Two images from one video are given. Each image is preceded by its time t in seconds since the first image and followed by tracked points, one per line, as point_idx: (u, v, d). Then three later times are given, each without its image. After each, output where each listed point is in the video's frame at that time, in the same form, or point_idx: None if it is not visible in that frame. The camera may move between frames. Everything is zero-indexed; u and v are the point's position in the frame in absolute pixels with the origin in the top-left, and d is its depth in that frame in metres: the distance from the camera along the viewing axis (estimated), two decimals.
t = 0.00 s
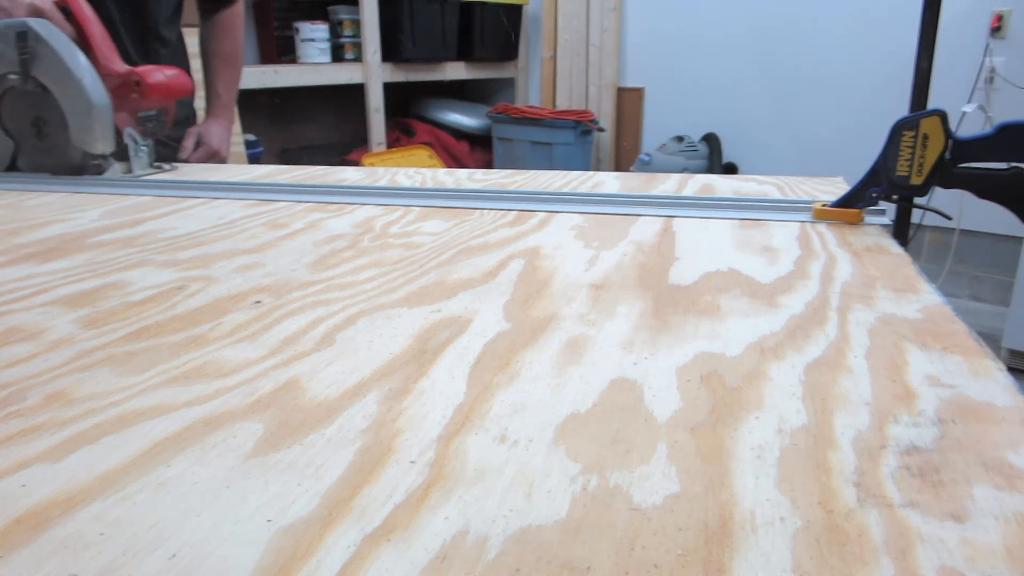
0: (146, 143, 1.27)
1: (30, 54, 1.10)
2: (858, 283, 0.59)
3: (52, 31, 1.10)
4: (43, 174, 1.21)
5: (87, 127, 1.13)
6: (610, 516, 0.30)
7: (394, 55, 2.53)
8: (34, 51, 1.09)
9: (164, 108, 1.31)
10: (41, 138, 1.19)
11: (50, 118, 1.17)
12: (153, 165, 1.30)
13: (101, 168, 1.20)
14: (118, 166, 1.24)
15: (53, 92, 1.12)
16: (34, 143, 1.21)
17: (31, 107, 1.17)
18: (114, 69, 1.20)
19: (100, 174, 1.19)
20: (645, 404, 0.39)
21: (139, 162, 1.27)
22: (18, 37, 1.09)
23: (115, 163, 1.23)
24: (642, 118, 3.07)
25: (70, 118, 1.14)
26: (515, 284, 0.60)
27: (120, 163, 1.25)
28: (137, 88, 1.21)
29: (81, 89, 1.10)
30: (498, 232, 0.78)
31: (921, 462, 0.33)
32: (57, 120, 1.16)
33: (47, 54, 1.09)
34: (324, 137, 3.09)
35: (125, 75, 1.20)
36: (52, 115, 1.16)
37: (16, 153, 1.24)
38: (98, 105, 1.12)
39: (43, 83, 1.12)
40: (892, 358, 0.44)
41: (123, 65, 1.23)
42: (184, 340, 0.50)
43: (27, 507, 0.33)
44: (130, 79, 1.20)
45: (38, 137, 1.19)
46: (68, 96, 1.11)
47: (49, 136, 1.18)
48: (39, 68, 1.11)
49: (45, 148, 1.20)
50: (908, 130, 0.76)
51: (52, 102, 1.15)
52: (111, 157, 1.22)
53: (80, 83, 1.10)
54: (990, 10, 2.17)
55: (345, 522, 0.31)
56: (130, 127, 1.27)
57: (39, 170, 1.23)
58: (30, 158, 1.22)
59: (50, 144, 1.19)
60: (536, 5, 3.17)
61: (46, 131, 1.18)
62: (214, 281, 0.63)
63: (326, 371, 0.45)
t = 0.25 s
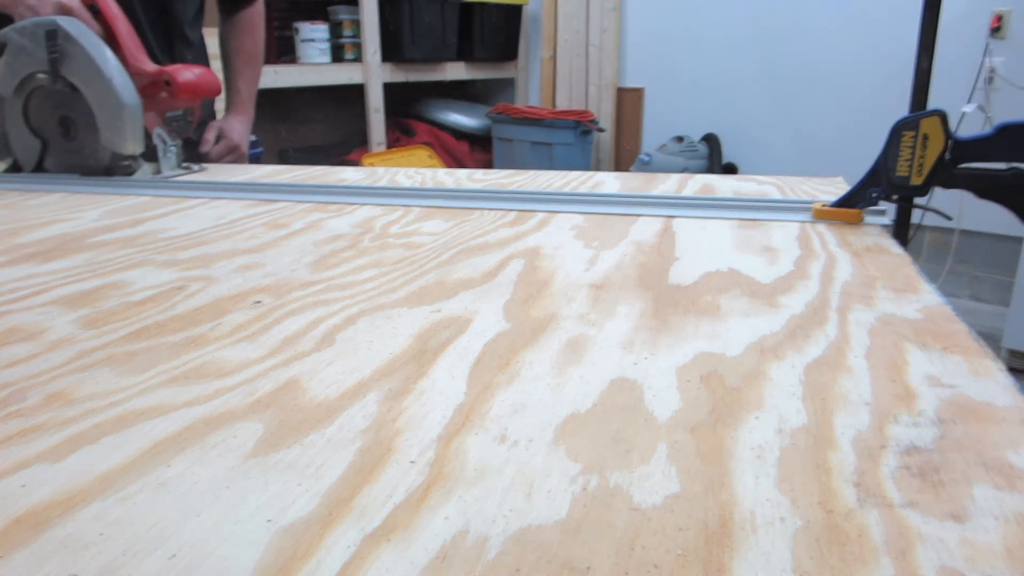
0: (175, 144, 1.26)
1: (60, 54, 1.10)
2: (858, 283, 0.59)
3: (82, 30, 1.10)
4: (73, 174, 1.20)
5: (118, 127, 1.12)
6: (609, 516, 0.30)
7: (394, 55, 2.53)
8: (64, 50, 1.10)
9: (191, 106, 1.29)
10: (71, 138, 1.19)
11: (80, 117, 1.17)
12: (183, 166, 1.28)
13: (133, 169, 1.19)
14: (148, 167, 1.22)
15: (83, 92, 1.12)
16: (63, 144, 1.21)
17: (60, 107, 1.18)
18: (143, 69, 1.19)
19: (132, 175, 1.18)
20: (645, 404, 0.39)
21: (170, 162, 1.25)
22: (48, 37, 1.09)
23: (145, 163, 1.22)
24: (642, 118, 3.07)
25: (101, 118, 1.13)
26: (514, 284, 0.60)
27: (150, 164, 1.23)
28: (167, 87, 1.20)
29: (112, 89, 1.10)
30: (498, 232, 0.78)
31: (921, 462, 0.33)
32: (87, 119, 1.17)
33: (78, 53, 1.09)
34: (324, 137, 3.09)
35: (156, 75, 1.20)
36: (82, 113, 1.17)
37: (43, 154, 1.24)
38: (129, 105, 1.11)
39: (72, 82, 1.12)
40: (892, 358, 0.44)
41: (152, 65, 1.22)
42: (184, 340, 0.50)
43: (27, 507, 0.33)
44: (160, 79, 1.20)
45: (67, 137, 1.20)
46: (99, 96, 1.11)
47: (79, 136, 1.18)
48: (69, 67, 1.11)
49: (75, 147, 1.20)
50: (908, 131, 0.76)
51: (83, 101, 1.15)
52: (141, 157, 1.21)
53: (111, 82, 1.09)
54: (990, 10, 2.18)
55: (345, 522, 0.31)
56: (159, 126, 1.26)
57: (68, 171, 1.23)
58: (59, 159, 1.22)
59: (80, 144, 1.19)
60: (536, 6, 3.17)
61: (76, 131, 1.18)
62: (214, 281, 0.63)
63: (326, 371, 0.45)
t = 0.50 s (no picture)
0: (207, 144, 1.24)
1: (92, 52, 1.08)
2: (858, 283, 0.59)
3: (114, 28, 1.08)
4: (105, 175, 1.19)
5: (151, 128, 1.10)
6: (609, 516, 0.30)
7: (394, 55, 2.53)
8: (96, 49, 1.08)
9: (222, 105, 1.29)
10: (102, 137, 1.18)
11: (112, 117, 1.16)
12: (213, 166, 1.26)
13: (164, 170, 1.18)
14: (180, 168, 1.20)
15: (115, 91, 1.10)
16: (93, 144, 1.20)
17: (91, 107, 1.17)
18: (175, 68, 1.19)
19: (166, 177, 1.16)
20: (645, 404, 0.39)
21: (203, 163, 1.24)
22: (80, 36, 1.08)
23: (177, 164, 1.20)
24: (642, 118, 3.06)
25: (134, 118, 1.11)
26: (514, 284, 0.60)
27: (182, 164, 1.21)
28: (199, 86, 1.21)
29: (146, 89, 1.07)
30: (498, 232, 0.78)
31: (921, 462, 0.33)
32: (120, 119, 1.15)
33: (111, 52, 1.07)
34: (324, 137, 3.08)
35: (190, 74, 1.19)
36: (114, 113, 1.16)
37: (72, 155, 1.23)
38: (163, 106, 1.08)
39: (105, 81, 1.11)
40: (892, 358, 0.44)
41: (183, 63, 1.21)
42: (184, 340, 0.50)
43: (27, 507, 0.33)
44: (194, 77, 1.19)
45: (98, 137, 1.19)
46: (132, 96, 1.08)
47: (111, 136, 1.18)
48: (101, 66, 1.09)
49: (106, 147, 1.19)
50: (908, 130, 0.76)
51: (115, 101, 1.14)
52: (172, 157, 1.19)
53: (144, 82, 1.07)
54: (990, 10, 2.18)
55: (345, 522, 0.31)
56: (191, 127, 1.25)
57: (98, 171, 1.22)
58: (89, 159, 1.21)
59: (111, 144, 1.18)
60: (536, 6, 3.17)
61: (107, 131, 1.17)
62: (214, 281, 0.63)
63: (326, 371, 0.45)
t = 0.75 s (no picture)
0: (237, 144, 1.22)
1: (123, 51, 1.08)
2: (858, 283, 0.59)
3: (144, 26, 1.08)
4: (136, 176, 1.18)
5: (183, 126, 1.09)
6: (609, 516, 0.30)
7: (394, 56, 2.53)
8: (127, 47, 1.08)
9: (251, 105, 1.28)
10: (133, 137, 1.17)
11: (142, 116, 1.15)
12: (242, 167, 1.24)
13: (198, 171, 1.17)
14: (211, 169, 1.19)
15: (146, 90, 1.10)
16: (122, 144, 1.19)
17: (119, 107, 1.16)
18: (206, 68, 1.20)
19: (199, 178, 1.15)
20: (645, 404, 0.39)
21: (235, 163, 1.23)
22: (111, 34, 1.08)
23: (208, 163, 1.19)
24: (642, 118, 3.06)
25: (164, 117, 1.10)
26: (514, 284, 0.60)
27: (213, 165, 1.20)
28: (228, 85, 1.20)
29: (177, 88, 1.07)
30: (498, 232, 0.78)
31: (921, 462, 0.33)
32: (151, 118, 1.14)
33: (142, 50, 1.07)
34: (324, 137, 3.08)
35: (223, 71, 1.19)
36: (144, 113, 1.14)
37: (100, 155, 1.21)
38: (194, 105, 1.08)
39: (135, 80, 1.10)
40: (892, 358, 0.44)
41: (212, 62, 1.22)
42: (184, 340, 0.50)
43: (27, 507, 0.32)
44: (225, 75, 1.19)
45: (127, 136, 1.18)
46: (163, 94, 1.08)
47: (141, 135, 1.16)
48: (132, 65, 1.08)
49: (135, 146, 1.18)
50: (908, 131, 0.76)
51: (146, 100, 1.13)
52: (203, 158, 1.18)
53: (176, 80, 1.06)
54: (990, 10, 2.18)
55: (345, 522, 0.31)
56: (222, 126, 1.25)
57: (127, 172, 1.21)
58: (119, 160, 1.21)
59: (141, 143, 1.17)
60: (536, 6, 3.17)
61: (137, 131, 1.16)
62: (214, 281, 0.63)
63: (326, 371, 0.45)
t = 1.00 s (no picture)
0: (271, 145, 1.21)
1: (159, 50, 1.07)
2: (857, 283, 0.59)
3: (180, 25, 1.07)
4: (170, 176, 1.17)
5: (221, 127, 1.08)
6: (609, 516, 0.30)
7: (394, 56, 2.52)
8: (164, 46, 1.07)
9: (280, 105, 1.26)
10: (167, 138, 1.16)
11: (177, 116, 1.14)
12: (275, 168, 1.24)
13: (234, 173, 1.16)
14: (246, 169, 1.18)
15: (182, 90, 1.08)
16: (155, 145, 1.18)
17: (153, 107, 1.15)
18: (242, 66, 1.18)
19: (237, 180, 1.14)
20: (645, 404, 0.39)
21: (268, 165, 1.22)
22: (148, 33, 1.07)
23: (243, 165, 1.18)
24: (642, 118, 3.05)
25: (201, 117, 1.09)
26: (514, 284, 0.60)
27: (247, 165, 1.19)
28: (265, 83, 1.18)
29: (215, 88, 1.06)
30: (498, 232, 0.78)
31: (921, 462, 0.33)
32: (187, 118, 1.13)
33: (179, 48, 1.06)
34: (324, 137, 3.08)
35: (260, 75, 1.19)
36: (179, 112, 1.13)
37: (132, 156, 1.20)
38: (232, 106, 1.07)
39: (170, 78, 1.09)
40: (892, 358, 0.44)
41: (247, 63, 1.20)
42: (184, 340, 0.50)
43: (27, 507, 0.32)
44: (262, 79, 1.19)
45: (161, 137, 1.17)
46: (201, 94, 1.07)
47: (175, 136, 1.15)
48: (169, 64, 1.07)
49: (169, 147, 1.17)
50: (908, 131, 0.76)
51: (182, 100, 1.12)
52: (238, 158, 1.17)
53: (213, 79, 1.06)
54: (990, 10, 2.18)
55: (345, 522, 0.31)
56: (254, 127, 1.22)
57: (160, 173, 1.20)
58: (152, 162, 1.20)
59: (175, 144, 1.16)
60: (536, 6, 3.17)
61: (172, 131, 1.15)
62: (214, 281, 0.63)
63: (326, 371, 0.45)
